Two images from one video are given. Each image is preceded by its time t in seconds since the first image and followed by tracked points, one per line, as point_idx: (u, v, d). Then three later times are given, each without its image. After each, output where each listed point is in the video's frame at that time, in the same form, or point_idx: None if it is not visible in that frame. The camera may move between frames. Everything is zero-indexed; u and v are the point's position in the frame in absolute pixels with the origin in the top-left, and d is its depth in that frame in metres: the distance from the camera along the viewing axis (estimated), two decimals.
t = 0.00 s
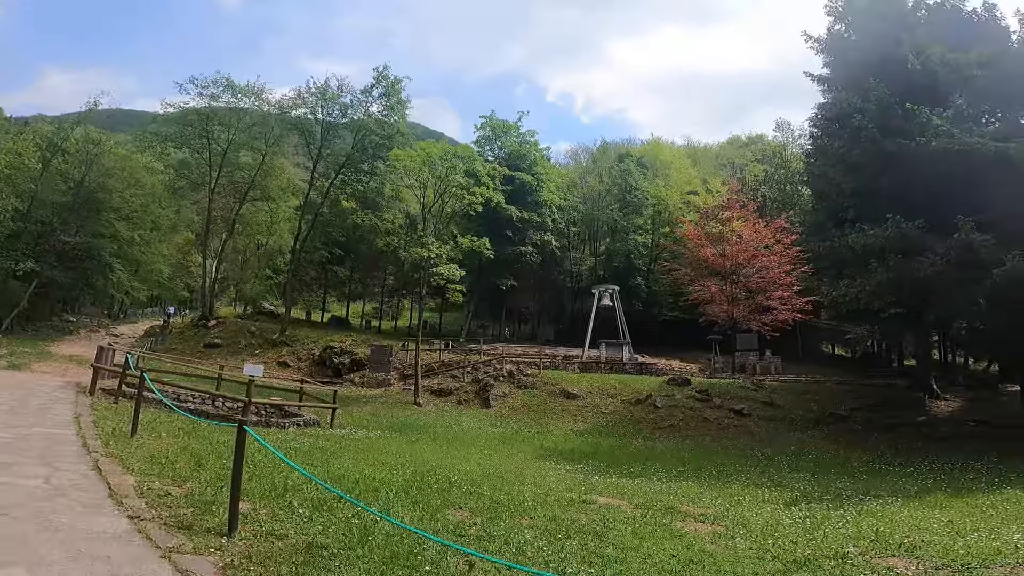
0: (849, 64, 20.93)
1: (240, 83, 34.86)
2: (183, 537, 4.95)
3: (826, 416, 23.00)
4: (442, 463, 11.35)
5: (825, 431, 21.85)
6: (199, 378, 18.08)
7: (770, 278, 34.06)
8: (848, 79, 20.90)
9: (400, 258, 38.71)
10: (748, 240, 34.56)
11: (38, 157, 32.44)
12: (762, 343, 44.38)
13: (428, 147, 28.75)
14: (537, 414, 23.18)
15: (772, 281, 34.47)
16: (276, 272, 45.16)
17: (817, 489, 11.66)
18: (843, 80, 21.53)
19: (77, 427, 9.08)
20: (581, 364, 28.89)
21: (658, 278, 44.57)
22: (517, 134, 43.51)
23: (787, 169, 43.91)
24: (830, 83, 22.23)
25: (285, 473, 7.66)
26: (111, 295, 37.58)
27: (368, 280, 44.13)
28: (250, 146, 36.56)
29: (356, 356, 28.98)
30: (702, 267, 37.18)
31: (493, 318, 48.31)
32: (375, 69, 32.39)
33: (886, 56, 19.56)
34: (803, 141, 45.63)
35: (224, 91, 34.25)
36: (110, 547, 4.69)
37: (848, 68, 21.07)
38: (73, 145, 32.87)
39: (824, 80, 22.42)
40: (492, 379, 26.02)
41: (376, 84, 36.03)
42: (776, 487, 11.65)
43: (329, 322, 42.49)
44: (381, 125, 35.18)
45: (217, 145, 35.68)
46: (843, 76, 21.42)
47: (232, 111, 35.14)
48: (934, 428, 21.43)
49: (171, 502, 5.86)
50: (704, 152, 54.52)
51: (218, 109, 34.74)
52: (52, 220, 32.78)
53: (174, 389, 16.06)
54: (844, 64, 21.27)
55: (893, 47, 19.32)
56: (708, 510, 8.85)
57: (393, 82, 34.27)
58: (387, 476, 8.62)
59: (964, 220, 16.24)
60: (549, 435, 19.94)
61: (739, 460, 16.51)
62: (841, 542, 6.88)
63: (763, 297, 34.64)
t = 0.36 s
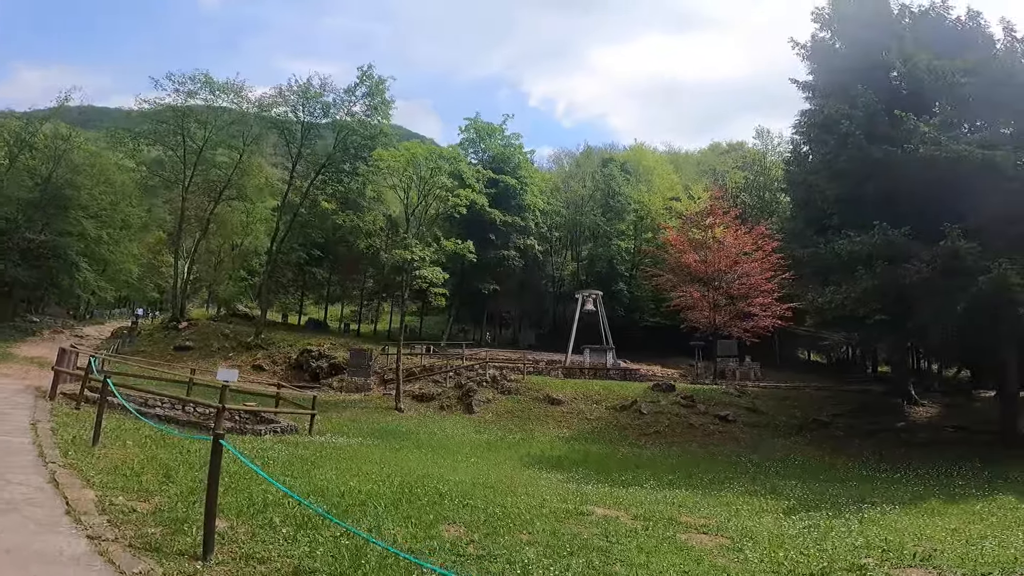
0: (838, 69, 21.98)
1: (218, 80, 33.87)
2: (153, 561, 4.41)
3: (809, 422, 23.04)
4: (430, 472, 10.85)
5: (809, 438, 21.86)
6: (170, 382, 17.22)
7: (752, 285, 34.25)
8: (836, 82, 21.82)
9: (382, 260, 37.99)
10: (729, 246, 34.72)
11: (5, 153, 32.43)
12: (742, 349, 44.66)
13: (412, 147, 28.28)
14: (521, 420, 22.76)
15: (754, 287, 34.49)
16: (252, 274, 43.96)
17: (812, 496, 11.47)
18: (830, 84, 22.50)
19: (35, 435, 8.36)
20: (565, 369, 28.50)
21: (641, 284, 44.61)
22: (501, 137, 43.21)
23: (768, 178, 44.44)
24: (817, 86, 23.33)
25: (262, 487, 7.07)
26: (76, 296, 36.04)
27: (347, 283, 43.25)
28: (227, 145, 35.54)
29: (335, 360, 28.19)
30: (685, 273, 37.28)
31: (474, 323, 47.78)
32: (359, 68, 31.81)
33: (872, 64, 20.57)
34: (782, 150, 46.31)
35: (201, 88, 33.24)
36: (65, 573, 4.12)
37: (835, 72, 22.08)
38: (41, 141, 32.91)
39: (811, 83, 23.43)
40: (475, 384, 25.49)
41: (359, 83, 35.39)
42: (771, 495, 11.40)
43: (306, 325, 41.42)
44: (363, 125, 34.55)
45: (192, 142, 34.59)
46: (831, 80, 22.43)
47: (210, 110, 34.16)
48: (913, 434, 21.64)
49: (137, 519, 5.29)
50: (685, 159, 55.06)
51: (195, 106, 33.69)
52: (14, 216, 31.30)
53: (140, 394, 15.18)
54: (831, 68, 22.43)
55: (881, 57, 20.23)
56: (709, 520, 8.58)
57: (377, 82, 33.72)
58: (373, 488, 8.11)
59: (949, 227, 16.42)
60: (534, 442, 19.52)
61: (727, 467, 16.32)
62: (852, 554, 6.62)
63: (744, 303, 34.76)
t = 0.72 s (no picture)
0: (832, 73, 22.75)
1: (200, 75, 33.02)
2: None
3: (796, 424, 23.11)
4: (422, 479, 10.52)
5: (797, 439, 21.93)
6: (147, 384, 16.52)
7: (738, 286, 34.38)
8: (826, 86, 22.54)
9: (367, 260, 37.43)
10: (715, 248, 34.86)
11: None
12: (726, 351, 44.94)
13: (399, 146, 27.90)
14: (510, 423, 22.46)
15: (740, 290, 34.58)
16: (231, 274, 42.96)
17: (809, 499, 11.40)
18: (823, 88, 23.21)
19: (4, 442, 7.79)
20: (553, 371, 28.26)
21: (627, 286, 44.64)
22: (489, 137, 42.94)
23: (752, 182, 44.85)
24: (808, 90, 24.03)
25: (250, 495, 6.68)
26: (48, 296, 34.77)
27: (329, 283, 42.48)
28: (208, 142, 34.65)
29: (318, 362, 27.57)
30: (671, 275, 37.34)
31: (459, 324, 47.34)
32: (346, 65, 31.30)
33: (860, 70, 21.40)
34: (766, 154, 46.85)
35: (182, 84, 32.37)
36: None
37: (829, 77, 22.81)
38: (14, 137, 31.97)
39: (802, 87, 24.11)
40: (462, 387, 25.11)
41: (346, 81, 34.84)
42: (769, 499, 11.27)
43: (287, 326, 40.58)
44: (349, 124, 34.00)
45: (172, 139, 33.66)
46: (824, 83, 23.09)
47: (190, 107, 33.18)
48: (898, 435, 21.88)
49: (116, 535, 4.86)
50: (670, 162, 55.45)
51: (175, 102, 32.77)
52: None
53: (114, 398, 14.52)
54: (824, 74, 23.21)
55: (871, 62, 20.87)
56: (714, 526, 8.44)
57: (364, 80, 33.21)
58: (367, 497, 7.75)
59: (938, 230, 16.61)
60: (524, 446, 19.21)
61: (720, 470, 16.19)
62: (859, 560, 6.51)
63: (730, 305, 34.88)
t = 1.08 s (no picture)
0: (827, 76, 22.92)
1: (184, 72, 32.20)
2: None
3: (789, 425, 23.11)
4: (422, 485, 10.21)
5: (791, 441, 21.90)
6: (128, 388, 15.82)
7: (728, 288, 34.34)
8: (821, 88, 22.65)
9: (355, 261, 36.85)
10: (704, 249, 34.87)
11: None
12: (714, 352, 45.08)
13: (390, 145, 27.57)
14: (503, 426, 22.12)
15: (731, 292, 34.61)
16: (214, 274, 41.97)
17: (815, 502, 11.30)
18: (817, 90, 23.35)
19: None
20: (544, 373, 27.96)
21: (616, 288, 44.60)
22: (479, 137, 42.65)
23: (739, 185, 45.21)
24: (802, 92, 24.16)
25: (249, 506, 6.30)
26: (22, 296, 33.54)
27: (315, 284, 41.74)
28: (191, 140, 33.80)
29: (305, 364, 26.92)
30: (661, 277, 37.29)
31: (447, 325, 46.90)
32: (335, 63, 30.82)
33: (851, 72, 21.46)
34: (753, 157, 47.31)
35: (166, 80, 31.56)
36: None
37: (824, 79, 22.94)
38: None
39: (795, 88, 24.22)
40: (454, 389, 24.69)
41: (335, 79, 34.33)
42: (776, 502, 11.11)
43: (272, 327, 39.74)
44: (338, 123, 33.46)
45: (154, 136, 32.76)
46: (818, 86, 23.23)
47: (173, 105, 32.33)
48: (890, 436, 21.97)
49: (109, 555, 4.43)
50: (657, 164, 55.76)
51: (158, 99, 31.88)
52: None
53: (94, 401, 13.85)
54: (818, 76, 23.34)
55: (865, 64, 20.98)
56: (728, 531, 8.29)
57: (353, 78, 32.74)
58: (371, 506, 7.44)
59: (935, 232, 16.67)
60: (519, 450, 18.93)
61: (720, 473, 16.00)
62: (885, 565, 6.42)
63: (719, 307, 34.82)
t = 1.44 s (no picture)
0: (825, 75, 22.72)
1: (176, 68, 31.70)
2: None
3: (789, 426, 23.03)
4: (426, 491, 10.01)
5: (791, 442, 21.80)
6: (118, 389, 15.37)
7: (725, 288, 34.17)
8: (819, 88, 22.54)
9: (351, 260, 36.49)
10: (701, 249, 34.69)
11: None
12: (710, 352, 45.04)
13: (388, 142, 27.25)
14: (502, 427, 21.86)
15: (728, 292, 34.42)
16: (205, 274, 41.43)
17: (822, 503, 11.23)
18: (817, 89, 23.26)
19: None
20: (542, 374, 27.70)
21: (613, 288, 44.45)
22: (475, 136, 42.41)
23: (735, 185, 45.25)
24: (801, 92, 24.11)
25: (253, 515, 6.07)
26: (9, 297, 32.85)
27: (309, 283, 41.24)
28: (184, 138, 33.30)
29: (299, 364, 26.49)
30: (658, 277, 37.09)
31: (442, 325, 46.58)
32: (331, 61, 30.51)
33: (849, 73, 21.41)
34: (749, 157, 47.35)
35: (158, 77, 31.06)
36: None
37: (823, 79, 22.84)
38: None
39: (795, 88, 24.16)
40: (451, 390, 24.42)
41: (330, 77, 33.93)
42: (786, 505, 10.99)
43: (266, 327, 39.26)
44: (334, 121, 33.05)
45: (146, 133, 32.23)
46: (818, 85, 23.13)
47: (165, 103, 31.81)
48: (890, 436, 21.95)
49: (109, 570, 4.15)
50: (652, 164, 55.80)
51: (150, 97, 31.35)
52: None
53: (83, 404, 13.45)
54: (818, 75, 23.24)
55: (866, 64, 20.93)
56: (743, 535, 8.22)
57: (349, 76, 32.38)
58: (377, 514, 7.30)
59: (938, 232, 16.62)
60: (519, 451, 18.70)
61: (723, 475, 15.84)
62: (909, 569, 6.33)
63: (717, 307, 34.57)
